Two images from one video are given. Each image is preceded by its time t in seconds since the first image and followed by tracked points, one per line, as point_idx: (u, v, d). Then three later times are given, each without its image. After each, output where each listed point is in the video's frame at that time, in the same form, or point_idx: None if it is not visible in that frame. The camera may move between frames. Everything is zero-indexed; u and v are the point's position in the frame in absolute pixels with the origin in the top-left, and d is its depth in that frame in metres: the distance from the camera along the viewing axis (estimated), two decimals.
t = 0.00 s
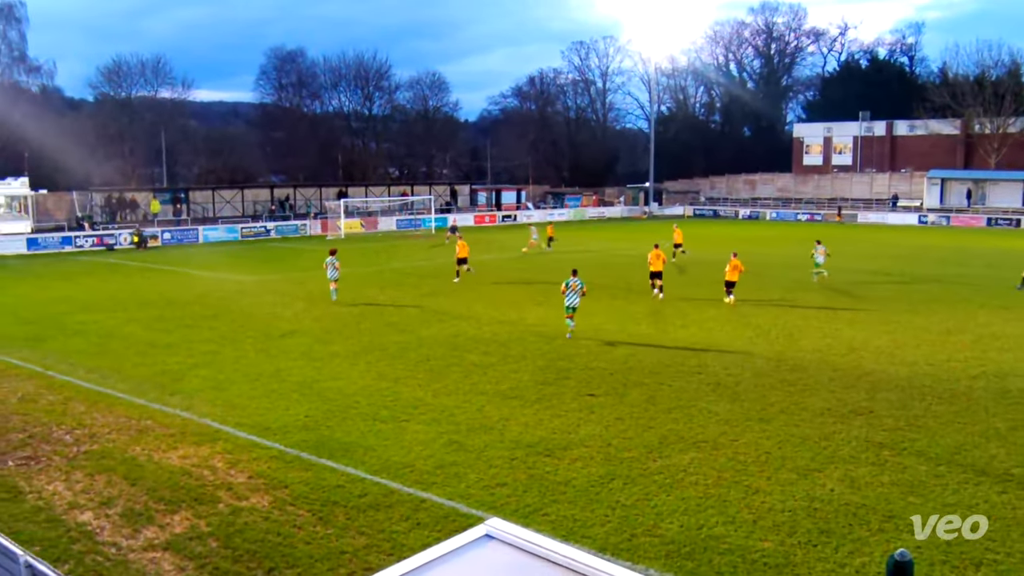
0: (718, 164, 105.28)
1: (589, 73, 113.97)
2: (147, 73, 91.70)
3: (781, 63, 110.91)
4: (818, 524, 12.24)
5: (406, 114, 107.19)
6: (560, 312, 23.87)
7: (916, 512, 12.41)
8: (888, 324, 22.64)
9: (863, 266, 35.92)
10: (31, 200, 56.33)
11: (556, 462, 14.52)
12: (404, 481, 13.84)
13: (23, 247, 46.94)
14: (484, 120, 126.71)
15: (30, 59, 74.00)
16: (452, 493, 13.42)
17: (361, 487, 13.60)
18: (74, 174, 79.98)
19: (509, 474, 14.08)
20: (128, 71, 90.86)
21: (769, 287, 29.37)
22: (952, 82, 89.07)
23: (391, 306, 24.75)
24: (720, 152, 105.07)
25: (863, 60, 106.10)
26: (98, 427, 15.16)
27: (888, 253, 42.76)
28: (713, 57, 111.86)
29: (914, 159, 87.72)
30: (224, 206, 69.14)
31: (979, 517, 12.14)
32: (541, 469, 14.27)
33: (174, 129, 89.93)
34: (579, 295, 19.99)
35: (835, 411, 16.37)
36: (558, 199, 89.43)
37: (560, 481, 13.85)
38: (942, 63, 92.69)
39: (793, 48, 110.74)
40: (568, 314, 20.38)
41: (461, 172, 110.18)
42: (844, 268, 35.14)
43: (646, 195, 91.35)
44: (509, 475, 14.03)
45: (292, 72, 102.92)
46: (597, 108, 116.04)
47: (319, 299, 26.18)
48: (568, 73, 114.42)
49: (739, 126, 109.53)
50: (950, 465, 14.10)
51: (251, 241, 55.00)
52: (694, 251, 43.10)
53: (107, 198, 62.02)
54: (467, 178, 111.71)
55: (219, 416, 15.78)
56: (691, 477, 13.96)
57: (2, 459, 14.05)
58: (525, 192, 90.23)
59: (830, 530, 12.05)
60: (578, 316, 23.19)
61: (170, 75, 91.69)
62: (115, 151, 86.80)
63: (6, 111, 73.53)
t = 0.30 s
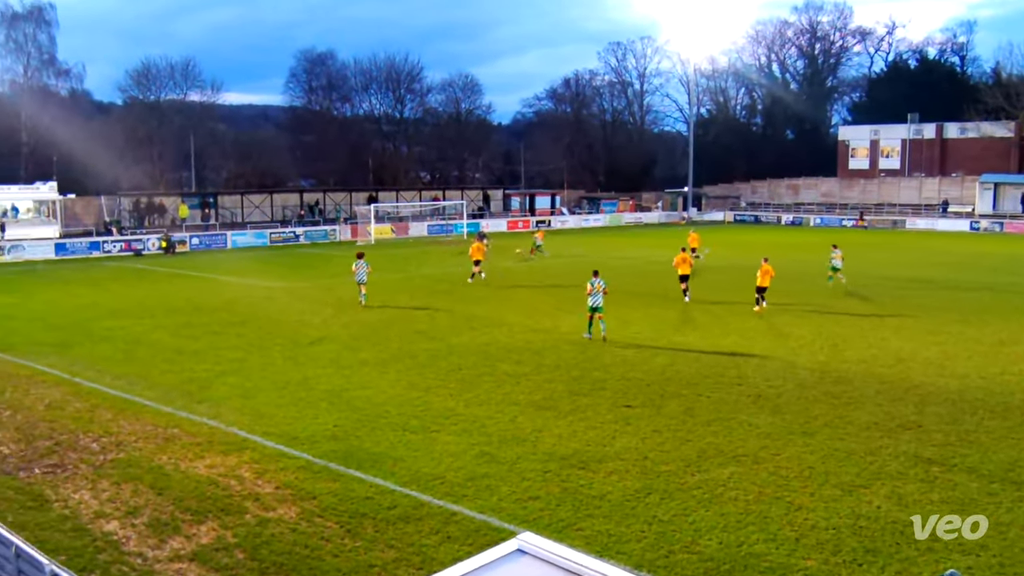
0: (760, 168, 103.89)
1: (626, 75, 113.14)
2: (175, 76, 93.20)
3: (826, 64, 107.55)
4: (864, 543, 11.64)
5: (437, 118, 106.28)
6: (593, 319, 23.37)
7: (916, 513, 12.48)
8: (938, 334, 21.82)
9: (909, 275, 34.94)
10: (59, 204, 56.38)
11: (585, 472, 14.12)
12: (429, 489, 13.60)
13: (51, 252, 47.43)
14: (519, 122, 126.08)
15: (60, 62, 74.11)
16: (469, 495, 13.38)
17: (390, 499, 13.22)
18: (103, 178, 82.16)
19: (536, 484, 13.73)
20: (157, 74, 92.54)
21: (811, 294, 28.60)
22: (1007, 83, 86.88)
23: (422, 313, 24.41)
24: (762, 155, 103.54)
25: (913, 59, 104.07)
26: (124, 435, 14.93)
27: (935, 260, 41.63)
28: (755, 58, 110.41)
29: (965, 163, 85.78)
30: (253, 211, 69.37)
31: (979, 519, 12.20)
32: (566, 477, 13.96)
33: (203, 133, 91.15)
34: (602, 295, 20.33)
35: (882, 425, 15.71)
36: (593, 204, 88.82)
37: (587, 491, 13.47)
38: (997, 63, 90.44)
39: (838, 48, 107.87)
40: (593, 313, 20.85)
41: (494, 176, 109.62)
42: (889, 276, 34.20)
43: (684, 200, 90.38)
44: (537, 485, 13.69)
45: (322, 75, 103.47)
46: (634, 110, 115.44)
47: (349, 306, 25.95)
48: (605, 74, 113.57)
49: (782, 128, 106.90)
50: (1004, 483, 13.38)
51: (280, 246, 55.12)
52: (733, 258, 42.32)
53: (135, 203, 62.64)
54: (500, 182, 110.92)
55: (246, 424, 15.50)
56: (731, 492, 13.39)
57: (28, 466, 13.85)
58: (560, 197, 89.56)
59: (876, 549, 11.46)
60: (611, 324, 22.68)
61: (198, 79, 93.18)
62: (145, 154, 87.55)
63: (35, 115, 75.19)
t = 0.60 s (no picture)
0: (804, 174, 102.34)
1: (665, 76, 111.92)
2: (204, 78, 94.67)
3: (874, 65, 105.96)
4: (913, 564, 11.02)
5: (470, 121, 106.85)
6: (629, 329, 22.80)
7: (916, 513, 12.50)
8: (992, 347, 20.97)
9: (958, 284, 33.90)
10: (86, 209, 56.73)
11: (604, 484, 13.75)
12: (445, 495, 13.48)
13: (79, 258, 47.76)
14: (555, 126, 125.53)
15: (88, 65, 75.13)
16: (480, 497, 13.38)
17: (421, 513, 12.79)
18: (130, 183, 82.23)
19: (556, 496, 13.41)
20: (187, 76, 93.79)
21: (855, 304, 27.78)
22: None
23: (454, 322, 23.97)
24: (806, 161, 102.04)
25: (965, 60, 101.97)
26: (150, 444, 14.66)
27: (985, 269, 40.42)
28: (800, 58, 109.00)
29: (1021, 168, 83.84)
30: (282, 217, 69.42)
31: (978, 519, 12.26)
32: (577, 488, 13.66)
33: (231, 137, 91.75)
34: (627, 302, 20.01)
35: (933, 441, 15.01)
36: (631, 210, 88.09)
37: (604, 502, 13.16)
38: None
39: (887, 48, 105.84)
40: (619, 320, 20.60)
41: (529, 181, 108.84)
42: (938, 285, 33.19)
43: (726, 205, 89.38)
44: (556, 495, 13.38)
45: (353, 77, 103.67)
46: (674, 112, 115.02)
47: (379, 314, 25.60)
48: (643, 76, 112.33)
49: (828, 132, 105.18)
50: None
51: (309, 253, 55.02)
52: (775, 265, 41.42)
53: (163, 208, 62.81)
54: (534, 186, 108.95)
55: (274, 435, 15.16)
56: (774, 509, 12.78)
57: (54, 474, 13.62)
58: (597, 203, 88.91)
59: (927, 570, 10.84)
60: (647, 334, 22.09)
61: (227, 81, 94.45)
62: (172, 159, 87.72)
63: (63, 119, 76.92)
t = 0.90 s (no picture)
0: (850, 178, 102.47)
1: (705, 78, 109.73)
2: (233, 82, 95.33)
3: (924, 65, 102.06)
4: None
5: (504, 123, 107.66)
6: (665, 339, 22.25)
7: (915, 513, 12.53)
8: None
9: (1009, 293, 32.85)
10: (113, 214, 57.08)
11: (610, 484, 13.67)
12: (450, 490, 13.52)
13: (106, 264, 48.00)
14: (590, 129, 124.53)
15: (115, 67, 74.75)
16: (486, 492, 13.45)
17: (451, 527, 12.38)
18: (160, 188, 83.44)
19: (565, 494, 13.36)
20: (216, 80, 95.26)
21: (901, 313, 26.97)
22: None
23: (486, 331, 23.55)
24: (852, 163, 101.98)
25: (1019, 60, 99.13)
26: (176, 454, 14.38)
27: None
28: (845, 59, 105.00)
29: None
30: (311, 222, 69.58)
31: (977, 519, 12.29)
32: (583, 486, 13.62)
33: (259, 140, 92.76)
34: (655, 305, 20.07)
35: (985, 457, 14.36)
36: (669, 216, 87.31)
37: (607, 501, 13.13)
38: None
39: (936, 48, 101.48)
40: (647, 326, 20.50)
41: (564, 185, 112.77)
42: (987, 295, 32.17)
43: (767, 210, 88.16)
44: (562, 494, 13.36)
45: (384, 80, 103.05)
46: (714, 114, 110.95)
47: (409, 322, 25.24)
48: (682, 78, 110.12)
49: (875, 134, 102.97)
50: None
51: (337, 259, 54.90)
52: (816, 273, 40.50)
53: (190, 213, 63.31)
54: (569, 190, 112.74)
55: (301, 445, 14.83)
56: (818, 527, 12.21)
57: (76, 482, 13.39)
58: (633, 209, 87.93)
59: None
60: (683, 344, 21.55)
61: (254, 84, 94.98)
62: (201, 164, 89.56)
63: (92, 124, 77.02)
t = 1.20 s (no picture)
0: (897, 180, 99.91)
1: (743, 78, 107.99)
2: (259, 82, 94.20)
3: (973, 63, 99.16)
4: None
5: (535, 125, 106.53)
6: (702, 348, 21.65)
7: (918, 513, 12.52)
8: None
9: None
10: (136, 219, 57.15)
11: (609, 483, 13.61)
12: (452, 488, 13.49)
13: (129, 269, 48.03)
14: (623, 132, 123.98)
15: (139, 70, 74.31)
16: (487, 491, 13.41)
17: (480, 542, 11.92)
18: (183, 193, 83.52)
19: (569, 497, 13.22)
20: (242, 82, 94.08)
21: (949, 323, 26.11)
22: None
23: (517, 339, 23.09)
24: (900, 166, 99.61)
25: None
26: (198, 464, 14.04)
27: None
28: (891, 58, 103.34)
29: None
30: (337, 227, 69.49)
31: (979, 520, 12.27)
32: (585, 487, 13.54)
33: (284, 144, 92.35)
34: (680, 313, 20.14)
35: None
36: (706, 221, 86.57)
37: (606, 502, 13.01)
38: None
39: (988, 45, 98.89)
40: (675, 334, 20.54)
41: (597, 190, 110.43)
42: None
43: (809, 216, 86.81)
44: (563, 495, 13.28)
45: (412, 81, 103.43)
46: (753, 116, 109.50)
47: (437, 330, 24.86)
48: (721, 77, 108.53)
49: (922, 135, 101.09)
50: None
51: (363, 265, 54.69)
52: (858, 281, 39.51)
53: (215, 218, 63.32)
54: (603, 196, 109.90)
55: (326, 456, 14.44)
56: (863, 545, 11.61)
57: (79, 486, 13.16)
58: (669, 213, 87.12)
59: None
60: (719, 353, 20.97)
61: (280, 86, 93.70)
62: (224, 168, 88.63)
63: (114, 128, 76.58)
